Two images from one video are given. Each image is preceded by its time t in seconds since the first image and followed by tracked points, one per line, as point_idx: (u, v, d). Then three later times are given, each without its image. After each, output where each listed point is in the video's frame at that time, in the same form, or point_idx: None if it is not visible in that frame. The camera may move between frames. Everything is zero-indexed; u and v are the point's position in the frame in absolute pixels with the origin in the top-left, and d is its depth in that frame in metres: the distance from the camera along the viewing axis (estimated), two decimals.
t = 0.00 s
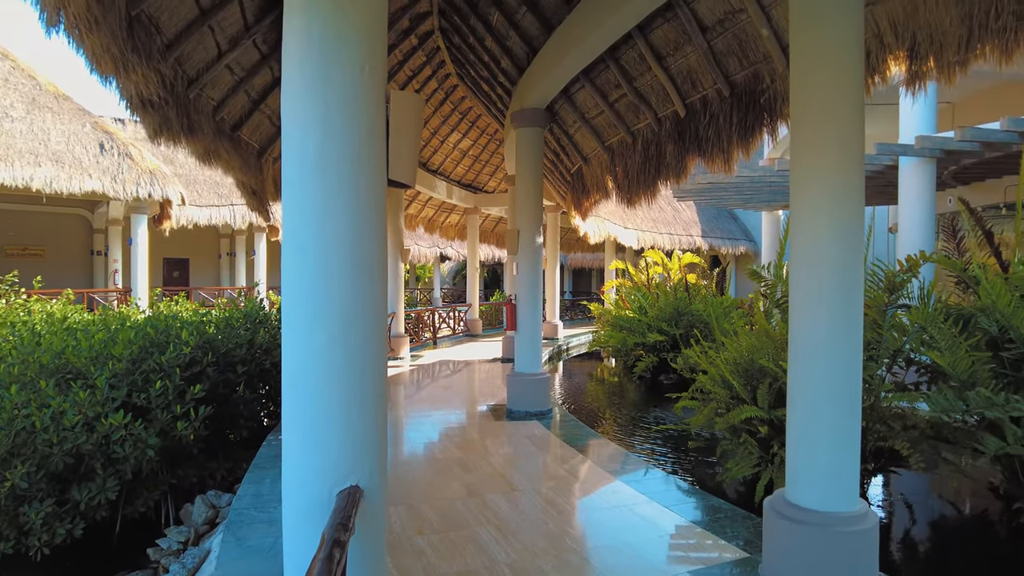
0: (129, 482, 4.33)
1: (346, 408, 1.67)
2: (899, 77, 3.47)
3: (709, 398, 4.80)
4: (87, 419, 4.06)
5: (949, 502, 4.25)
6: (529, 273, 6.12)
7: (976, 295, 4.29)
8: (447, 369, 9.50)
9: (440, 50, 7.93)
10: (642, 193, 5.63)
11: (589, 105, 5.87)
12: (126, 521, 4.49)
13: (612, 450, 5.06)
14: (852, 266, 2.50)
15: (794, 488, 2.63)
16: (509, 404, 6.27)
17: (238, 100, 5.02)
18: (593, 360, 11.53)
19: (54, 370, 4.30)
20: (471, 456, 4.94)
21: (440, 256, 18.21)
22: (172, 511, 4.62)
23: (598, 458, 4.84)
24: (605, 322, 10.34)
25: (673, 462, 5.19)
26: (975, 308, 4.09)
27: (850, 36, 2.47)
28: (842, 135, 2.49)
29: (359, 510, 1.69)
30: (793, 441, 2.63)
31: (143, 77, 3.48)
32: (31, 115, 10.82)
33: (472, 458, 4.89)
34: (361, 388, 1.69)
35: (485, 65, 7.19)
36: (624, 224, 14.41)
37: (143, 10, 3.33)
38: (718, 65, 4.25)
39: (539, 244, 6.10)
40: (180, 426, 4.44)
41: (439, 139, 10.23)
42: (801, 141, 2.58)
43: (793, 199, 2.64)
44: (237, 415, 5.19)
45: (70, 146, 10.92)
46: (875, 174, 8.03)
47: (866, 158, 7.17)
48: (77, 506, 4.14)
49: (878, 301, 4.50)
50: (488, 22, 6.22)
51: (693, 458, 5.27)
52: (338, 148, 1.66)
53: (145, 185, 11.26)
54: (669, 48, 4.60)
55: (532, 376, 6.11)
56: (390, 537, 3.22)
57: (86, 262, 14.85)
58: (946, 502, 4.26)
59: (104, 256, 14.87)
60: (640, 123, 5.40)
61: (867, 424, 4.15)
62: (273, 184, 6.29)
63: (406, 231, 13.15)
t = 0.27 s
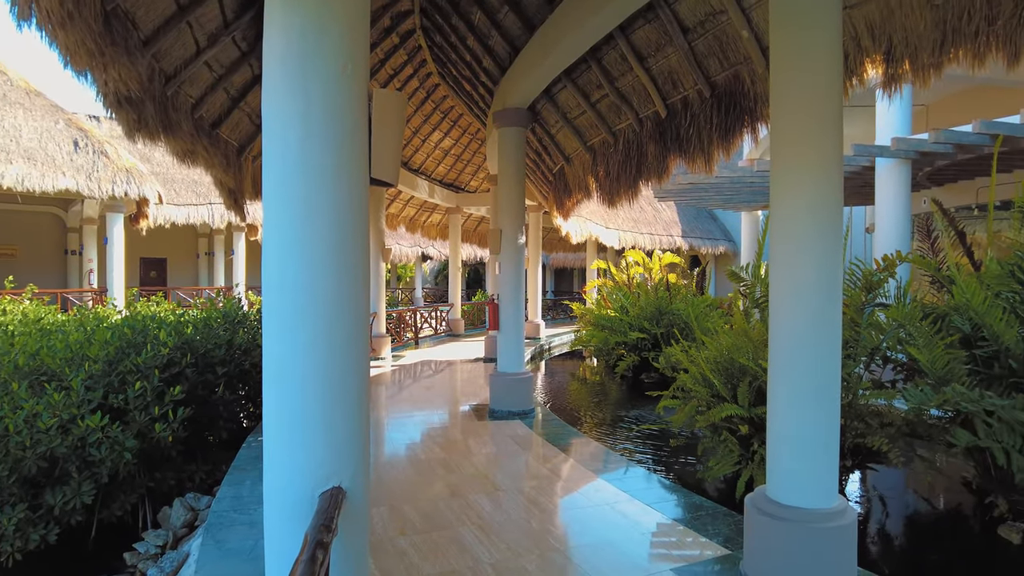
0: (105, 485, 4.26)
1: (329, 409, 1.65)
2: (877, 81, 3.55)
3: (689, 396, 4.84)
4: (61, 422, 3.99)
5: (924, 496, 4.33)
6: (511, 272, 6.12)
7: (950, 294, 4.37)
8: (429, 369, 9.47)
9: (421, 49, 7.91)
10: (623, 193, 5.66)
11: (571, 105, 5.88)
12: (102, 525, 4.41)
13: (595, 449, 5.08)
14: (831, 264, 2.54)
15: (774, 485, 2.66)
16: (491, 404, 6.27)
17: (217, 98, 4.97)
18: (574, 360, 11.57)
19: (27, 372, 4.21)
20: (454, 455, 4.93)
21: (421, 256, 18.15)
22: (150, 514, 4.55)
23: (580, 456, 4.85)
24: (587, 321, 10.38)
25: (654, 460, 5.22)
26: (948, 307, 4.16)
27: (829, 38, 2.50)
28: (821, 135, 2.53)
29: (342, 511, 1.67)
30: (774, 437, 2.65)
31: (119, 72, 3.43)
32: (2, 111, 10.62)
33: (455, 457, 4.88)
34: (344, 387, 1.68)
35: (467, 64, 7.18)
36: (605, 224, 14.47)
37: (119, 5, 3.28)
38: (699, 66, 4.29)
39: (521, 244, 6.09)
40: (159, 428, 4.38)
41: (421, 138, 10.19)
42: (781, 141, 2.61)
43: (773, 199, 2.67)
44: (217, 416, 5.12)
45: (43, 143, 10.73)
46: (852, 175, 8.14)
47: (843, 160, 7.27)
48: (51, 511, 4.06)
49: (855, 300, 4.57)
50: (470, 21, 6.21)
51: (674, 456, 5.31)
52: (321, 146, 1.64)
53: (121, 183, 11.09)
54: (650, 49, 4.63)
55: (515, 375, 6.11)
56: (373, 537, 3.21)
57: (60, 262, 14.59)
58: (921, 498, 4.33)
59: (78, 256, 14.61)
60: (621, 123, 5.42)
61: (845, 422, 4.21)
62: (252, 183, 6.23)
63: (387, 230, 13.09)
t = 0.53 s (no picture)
0: (88, 488, 4.20)
1: (318, 409, 1.64)
2: (861, 82, 3.57)
3: (676, 395, 4.86)
4: (42, 424, 3.92)
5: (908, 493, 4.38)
6: (499, 272, 6.10)
7: (932, 294, 4.42)
8: (415, 369, 9.44)
9: (408, 48, 7.88)
10: (610, 193, 5.68)
11: (558, 105, 5.89)
12: (84, 528, 4.35)
13: (582, 448, 5.09)
14: (816, 263, 2.57)
15: (761, 483, 2.68)
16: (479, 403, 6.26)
17: (201, 96, 4.93)
18: (561, 360, 11.58)
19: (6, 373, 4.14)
20: (442, 455, 4.92)
21: (408, 255, 18.09)
22: (134, 516, 4.49)
23: (568, 455, 4.86)
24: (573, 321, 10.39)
25: (642, 459, 5.24)
26: (931, 306, 4.21)
27: (815, 39, 2.53)
28: (807, 135, 2.55)
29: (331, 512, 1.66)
30: (761, 435, 2.67)
31: (101, 69, 3.39)
32: None
33: (443, 457, 4.86)
34: (333, 387, 1.66)
35: (454, 63, 7.16)
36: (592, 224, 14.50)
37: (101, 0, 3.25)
38: (686, 66, 4.31)
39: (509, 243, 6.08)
40: (143, 429, 4.32)
41: (407, 137, 10.16)
42: (769, 141, 2.63)
43: (760, 198, 2.69)
44: (201, 417, 5.05)
45: (22, 141, 10.61)
46: (837, 175, 8.21)
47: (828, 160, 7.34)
48: (32, 514, 4.00)
49: (840, 300, 4.61)
50: (457, 20, 6.20)
51: (661, 455, 5.33)
52: (309, 145, 1.63)
53: (102, 181, 10.96)
54: (637, 49, 4.65)
55: (503, 374, 6.10)
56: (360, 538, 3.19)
57: (40, 261, 14.40)
58: (904, 494, 4.38)
59: (59, 255, 14.43)
60: (608, 124, 5.44)
61: (830, 420, 4.24)
62: (237, 181, 6.17)
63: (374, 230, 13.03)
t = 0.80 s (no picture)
0: (81, 488, 4.16)
1: (320, 408, 1.63)
2: (856, 83, 3.58)
3: (672, 394, 4.87)
4: (34, 424, 3.89)
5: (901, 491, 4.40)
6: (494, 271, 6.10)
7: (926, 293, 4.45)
8: (409, 369, 9.42)
9: (402, 47, 7.86)
10: (606, 193, 5.69)
11: (553, 104, 5.89)
12: (77, 529, 4.32)
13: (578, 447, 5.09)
14: (813, 261, 2.58)
15: (759, 481, 2.69)
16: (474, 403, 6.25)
17: (195, 94, 4.90)
18: (555, 359, 11.58)
19: None
20: (438, 455, 4.91)
21: (401, 255, 18.05)
22: (127, 517, 4.46)
23: (564, 455, 4.85)
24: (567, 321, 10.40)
25: (637, 458, 5.25)
26: (924, 305, 4.24)
27: (811, 39, 2.55)
28: (804, 135, 2.57)
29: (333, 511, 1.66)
30: (758, 433, 2.68)
31: (95, 66, 3.36)
32: None
33: (439, 457, 4.86)
34: (335, 385, 1.66)
35: (449, 62, 7.15)
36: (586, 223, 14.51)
37: None
38: (682, 66, 4.33)
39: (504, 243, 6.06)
40: (137, 429, 4.29)
41: (400, 136, 10.14)
42: (765, 140, 2.65)
43: (758, 197, 2.70)
44: (196, 417, 5.02)
45: (12, 139, 10.52)
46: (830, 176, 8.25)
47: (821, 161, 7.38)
48: (24, 516, 3.97)
49: (835, 299, 4.64)
50: (452, 19, 6.18)
51: (656, 454, 5.34)
52: (310, 142, 1.62)
53: (93, 180, 10.89)
54: (633, 49, 4.66)
55: (498, 374, 6.10)
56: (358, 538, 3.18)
57: (29, 261, 14.28)
58: (899, 492, 4.41)
59: (49, 255, 14.31)
60: (603, 123, 5.44)
61: (825, 419, 4.26)
62: (231, 180, 6.14)
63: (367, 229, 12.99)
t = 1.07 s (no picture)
0: (83, 487, 4.15)
1: (333, 402, 1.63)
2: (861, 81, 3.58)
3: (675, 392, 4.87)
4: (38, 421, 3.89)
5: (904, 489, 4.41)
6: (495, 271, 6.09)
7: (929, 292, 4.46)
8: (408, 369, 9.41)
9: (403, 46, 7.86)
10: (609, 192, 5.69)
11: (555, 103, 5.89)
12: (79, 528, 4.31)
13: (581, 445, 5.08)
14: (820, 259, 2.59)
15: (767, 477, 2.69)
16: (476, 402, 6.25)
17: (197, 92, 4.90)
18: (555, 359, 11.59)
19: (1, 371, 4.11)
20: (439, 453, 4.91)
21: (399, 255, 18.04)
22: (129, 517, 4.45)
23: (566, 454, 4.85)
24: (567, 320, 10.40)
25: (639, 457, 5.25)
26: (928, 303, 4.24)
27: (819, 38, 2.55)
28: (811, 133, 2.58)
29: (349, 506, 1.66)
30: (766, 430, 2.69)
31: (101, 63, 3.34)
32: None
33: (441, 455, 4.85)
34: (349, 379, 1.66)
35: (450, 61, 7.14)
36: (585, 223, 14.51)
37: None
38: (685, 65, 4.33)
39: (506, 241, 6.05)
40: (139, 428, 4.27)
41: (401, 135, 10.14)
42: (773, 138, 2.65)
43: (765, 195, 2.71)
44: (198, 415, 5.01)
45: (11, 138, 10.50)
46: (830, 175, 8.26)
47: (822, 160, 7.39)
48: (26, 514, 3.96)
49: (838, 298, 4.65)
50: (454, 18, 6.18)
51: (659, 453, 5.34)
52: (325, 137, 1.62)
53: (92, 179, 10.86)
54: (636, 48, 4.66)
55: (499, 373, 6.09)
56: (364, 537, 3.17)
57: (27, 260, 14.23)
58: (901, 490, 4.42)
59: (46, 254, 14.27)
60: (606, 122, 5.45)
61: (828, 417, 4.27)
62: (232, 178, 6.12)
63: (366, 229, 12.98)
